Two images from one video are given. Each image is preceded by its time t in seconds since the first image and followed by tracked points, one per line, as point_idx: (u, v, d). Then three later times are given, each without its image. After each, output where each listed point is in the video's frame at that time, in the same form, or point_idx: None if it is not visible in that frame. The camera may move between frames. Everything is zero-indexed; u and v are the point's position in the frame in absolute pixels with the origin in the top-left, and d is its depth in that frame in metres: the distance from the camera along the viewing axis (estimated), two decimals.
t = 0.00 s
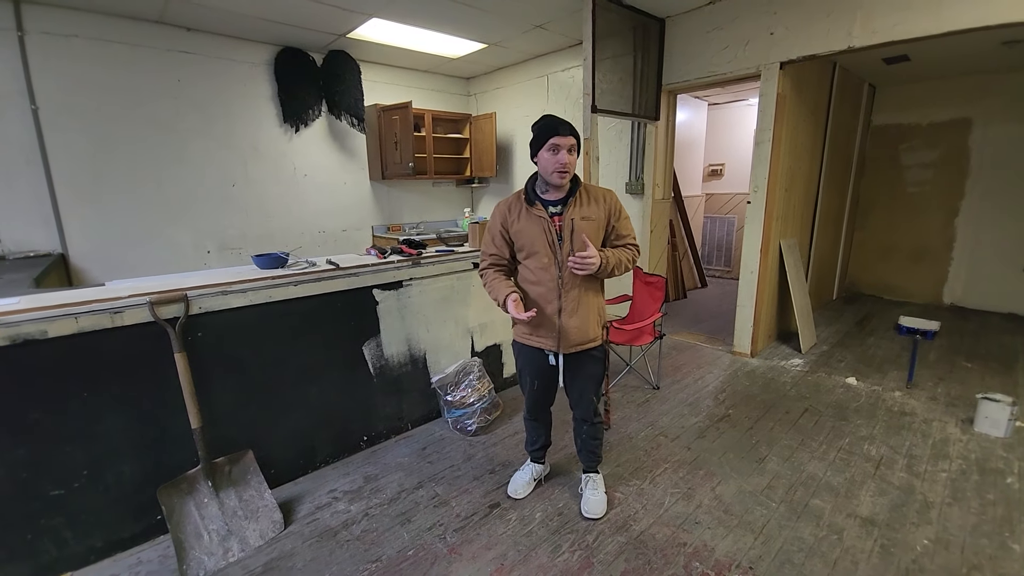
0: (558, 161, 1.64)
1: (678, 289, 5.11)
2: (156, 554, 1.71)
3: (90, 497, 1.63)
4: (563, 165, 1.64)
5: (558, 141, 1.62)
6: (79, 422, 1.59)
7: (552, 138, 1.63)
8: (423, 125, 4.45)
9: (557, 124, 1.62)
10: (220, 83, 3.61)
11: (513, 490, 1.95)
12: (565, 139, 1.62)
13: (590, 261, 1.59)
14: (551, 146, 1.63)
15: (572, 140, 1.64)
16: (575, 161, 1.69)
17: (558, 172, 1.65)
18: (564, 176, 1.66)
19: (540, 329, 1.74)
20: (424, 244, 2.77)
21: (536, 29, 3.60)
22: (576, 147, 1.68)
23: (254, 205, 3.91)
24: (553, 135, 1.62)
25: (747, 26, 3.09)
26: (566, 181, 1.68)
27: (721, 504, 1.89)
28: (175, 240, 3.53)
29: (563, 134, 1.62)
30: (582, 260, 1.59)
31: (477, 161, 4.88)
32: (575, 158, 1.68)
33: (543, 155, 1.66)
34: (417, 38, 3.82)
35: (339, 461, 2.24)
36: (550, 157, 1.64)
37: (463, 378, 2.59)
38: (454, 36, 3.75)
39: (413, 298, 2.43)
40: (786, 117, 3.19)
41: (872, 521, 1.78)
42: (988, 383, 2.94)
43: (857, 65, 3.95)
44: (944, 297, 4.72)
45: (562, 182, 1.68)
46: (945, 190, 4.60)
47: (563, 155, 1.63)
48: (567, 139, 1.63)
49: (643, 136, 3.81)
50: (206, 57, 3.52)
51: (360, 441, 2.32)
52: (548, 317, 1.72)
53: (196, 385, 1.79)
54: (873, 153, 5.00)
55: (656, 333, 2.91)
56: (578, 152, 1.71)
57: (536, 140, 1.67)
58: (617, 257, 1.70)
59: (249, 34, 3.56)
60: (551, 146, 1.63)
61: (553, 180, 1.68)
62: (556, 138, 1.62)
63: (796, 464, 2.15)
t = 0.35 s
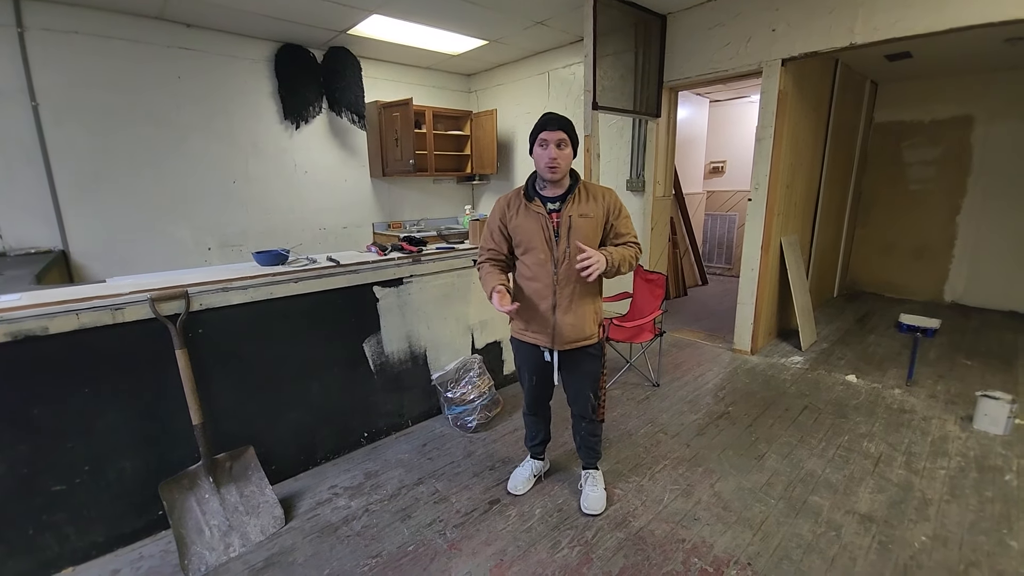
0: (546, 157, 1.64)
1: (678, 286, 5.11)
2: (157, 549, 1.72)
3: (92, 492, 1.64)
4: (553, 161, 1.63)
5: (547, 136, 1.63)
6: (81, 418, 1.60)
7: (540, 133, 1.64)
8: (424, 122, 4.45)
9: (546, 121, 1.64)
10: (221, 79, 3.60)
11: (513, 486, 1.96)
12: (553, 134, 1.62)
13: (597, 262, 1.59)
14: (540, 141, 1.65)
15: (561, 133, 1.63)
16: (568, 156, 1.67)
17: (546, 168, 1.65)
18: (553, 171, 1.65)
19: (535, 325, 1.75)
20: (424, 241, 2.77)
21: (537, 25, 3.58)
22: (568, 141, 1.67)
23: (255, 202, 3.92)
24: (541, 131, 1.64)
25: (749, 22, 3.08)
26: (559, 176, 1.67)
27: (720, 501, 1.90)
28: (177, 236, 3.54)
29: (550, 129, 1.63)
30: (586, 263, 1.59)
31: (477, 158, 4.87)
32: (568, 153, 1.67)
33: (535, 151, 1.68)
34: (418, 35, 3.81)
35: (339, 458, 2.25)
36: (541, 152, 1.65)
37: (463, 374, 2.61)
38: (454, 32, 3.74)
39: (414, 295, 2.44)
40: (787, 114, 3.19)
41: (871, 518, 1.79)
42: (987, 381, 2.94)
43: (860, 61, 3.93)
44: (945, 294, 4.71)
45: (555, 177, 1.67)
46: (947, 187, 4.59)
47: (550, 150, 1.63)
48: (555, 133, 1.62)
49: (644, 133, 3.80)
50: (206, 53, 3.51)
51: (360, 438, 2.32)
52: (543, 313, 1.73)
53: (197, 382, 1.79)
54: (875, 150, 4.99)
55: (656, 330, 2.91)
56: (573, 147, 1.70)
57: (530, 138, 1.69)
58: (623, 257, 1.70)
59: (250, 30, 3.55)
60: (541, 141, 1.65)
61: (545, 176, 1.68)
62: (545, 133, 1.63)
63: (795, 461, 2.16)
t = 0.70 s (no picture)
0: (554, 156, 1.65)
1: (679, 290, 5.11)
2: (155, 546, 1.72)
3: (90, 488, 1.64)
4: (561, 161, 1.63)
5: (555, 136, 1.62)
6: (80, 414, 1.60)
7: (550, 134, 1.64)
8: (427, 122, 4.45)
9: (556, 121, 1.63)
10: (226, 77, 3.62)
11: (512, 488, 1.96)
12: (562, 133, 1.61)
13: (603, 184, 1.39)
14: (550, 141, 1.65)
15: (570, 132, 1.61)
16: (579, 154, 1.64)
17: (555, 167, 1.65)
18: (562, 170, 1.64)
19: (528, 321, 1.79)
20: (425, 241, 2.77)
21: (541, 28, 3.59)
22: (581, 140, 1.64)
23: (257, 200, 3.92)
24: (551, 130, 1.63)
25: (753, 27, 3.09)
26: (567, 176, 1.66)
27: (718, 505, 1.89)
28: (179, 234, 3.54)
29: (559, 128, 1.61)
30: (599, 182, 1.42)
31: (480, 159, 4.88)
32: (580, 152, 1.65)
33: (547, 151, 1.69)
34: (421, 35, 3.82)
35: (338, 456, 2.25)
36: (550, 152, 1.66)
37: (463, 375, 2.61)
38: (458, 34, 3.74)
39: (414, 295, 2.44)
40: (790, 119, 3.19)
41: (869, 525, 1.78)
42: (988, 388, 2.93)
43: (863, 67, 3.94)
44: (946, 301, 4.71)
45: (564, 176, 1.67)
46: (950, 194, 4.58)
47: (558, 149, 1.63)
48: (564, 133, 1.61)
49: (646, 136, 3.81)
50: (210, 51, 3.52)
51: (359, 437, 2.33)
52: (535, 310, 1.77)
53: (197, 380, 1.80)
54: (878, 156, 4.98)
55: (657, 333, 2.91)
56: (587, 147, 1.66)
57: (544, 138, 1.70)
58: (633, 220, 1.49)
59: (254, 29, 3.57)
60: (550, 141, 1.65)
61: (556, 175, 1.69)
62: (553, 133, 1.62)
63: (794, 466, 2.15)
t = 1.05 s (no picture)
0: (570, 154, 1.64)
1: (681, 289, 5.09)
2: (157, 546, 1.73)
3: (92, 489, 1.64)
4: (576, 158, 1.63)
5: (571, 133, 1.63)
6: (82, 415, 1.60)
7: (565, 132, 1.65)
8: (428, 123, 4.45)
9: (572, 119, 1.64)
10: (228, 79, 3.63)
11: (513, 488, 1.95)
12: (578, 130, 1.61)
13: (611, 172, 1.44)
14: (565, 138, 1.65)
15: (586, 129, 1.62)
16: (595, 152, 1.64)
17: (571, 165, 1.64)
18: (578, 167, 1.63)
19: (529, 318, 1.83)
20: (426, 241, 2.77)
21: (542, 27, 3.58)
22: (596, 137, 1.64)
23: (259, 202, 3.93)
24: (566, 128, 1.64)
25: (754, 24, 3.07)
26: (581, 174, 1.66)
27: (721, 505, 1.88)
28: (181, 235, 3.55)
29: (575, 126, 1.62)
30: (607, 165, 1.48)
31: (481, 159, 4.88)
32: (595, 150, 1.64)
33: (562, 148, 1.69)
34: (422, 36, 3.82)
35: (339, 457, 2.25)
36: (566, 150, 1.65)
37: (464, 375, 2.61)
38: (458, 34, 3.74)
39: (415, 295, 2.43)
40: (792, 117, 3.17)
41: (874, 524, 1.77)
42: (994, 387, 2.91)
43: (866, 64, 3.91)
44: (951, 299, 4.68)
45: (580, 174, 1.66)
46: (954, 191, 4.55)
47: (574, 147, 1.63)
48: (579, 130, 1.61)
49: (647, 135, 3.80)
50: (212, 53, 3.53)
51: (361, 437, 2.33)
52: (536, 307, 1.80)
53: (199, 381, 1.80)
54: (881, 153, 4.96)
55: (658, 332, 2.90)
56: (602, 145, 1.66)
57: (559, 137, 1.71)
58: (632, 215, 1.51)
59: (255, 31, 3.57)
60: (566, 138, 1.65)
61: (570, 174, 1.68)
62: (569, 131, 1.63)
63: (798, 466, 2.14)
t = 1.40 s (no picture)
0: (598, 150, 1.64)
1: (697, 288, 5.02)
2: (176, 539, 1.77)
3: (113, 481, 1.69)
4: (605, 155, 1.62)
5: (599, 129, 1.62)
6: (104, 410, 1.65)
7: (593, 128, 1.65)
8: (442, 122, 4.47)
9: (599, 115, 1.64)
10: (246, 80, 3.69)
11: (524, 487, 1.95)
12: (606, 127, 1.61)
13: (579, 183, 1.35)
14: (594, 135, 1.64)
15: (614, 125, 1.61)
16: (622, 149, 1.63)
17: (600, 161, 1.63)
18: (607, 165, 1.63)
19: (547, 316, 1.81)
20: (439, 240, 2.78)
21: (555, 25, 3.57)
22: (625, 134, 1.64)
23: (276, 201, 3.99)
24: (594, 125, 1.64)
25: (772, 18, 3.01)
26: (608, 171, 1.65)
27: (735, 508, 1.85)
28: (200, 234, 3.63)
29: (604, 122, 1.62)
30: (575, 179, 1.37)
31: (495, 158, 4.88)
32: (622, 146, 1.63)
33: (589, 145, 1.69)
34: (435, 35, 3.83)
35: (352, 453, 2.27)
36: (593, 147, 1.65)
37: (476, 374, 2.62)
38: (471, 33, 3.75)
39: (427, 293, 2.45)
40: (811, 113, 3.10)
41: (894, 531, 1.72)
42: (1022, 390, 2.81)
43: (889, 58, 3.81)
44: (978, 300, 4.53)
45: (607, 171, 1.65)
46: (982, 188, 4.40)
47: (603, 143, 1.62)
48: (608, 127, 1.61)
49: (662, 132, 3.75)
50: (230, 56, 3.59)
51: (374, 434, 2.35)
52: (555, 305, 1.78)
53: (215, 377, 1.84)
54: (905, 149, 4.82)
55: (673, 332, 2.86)
56: (630, 142, 1.66)
57: (585, 133, 1.70)
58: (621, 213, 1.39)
59: (271, 33, 3.63)
60: (594, 135, 1.64)
61: (597, 171, 1.68)
62: (597, 127, 1.63)
63: (815, 469, 2.10)
